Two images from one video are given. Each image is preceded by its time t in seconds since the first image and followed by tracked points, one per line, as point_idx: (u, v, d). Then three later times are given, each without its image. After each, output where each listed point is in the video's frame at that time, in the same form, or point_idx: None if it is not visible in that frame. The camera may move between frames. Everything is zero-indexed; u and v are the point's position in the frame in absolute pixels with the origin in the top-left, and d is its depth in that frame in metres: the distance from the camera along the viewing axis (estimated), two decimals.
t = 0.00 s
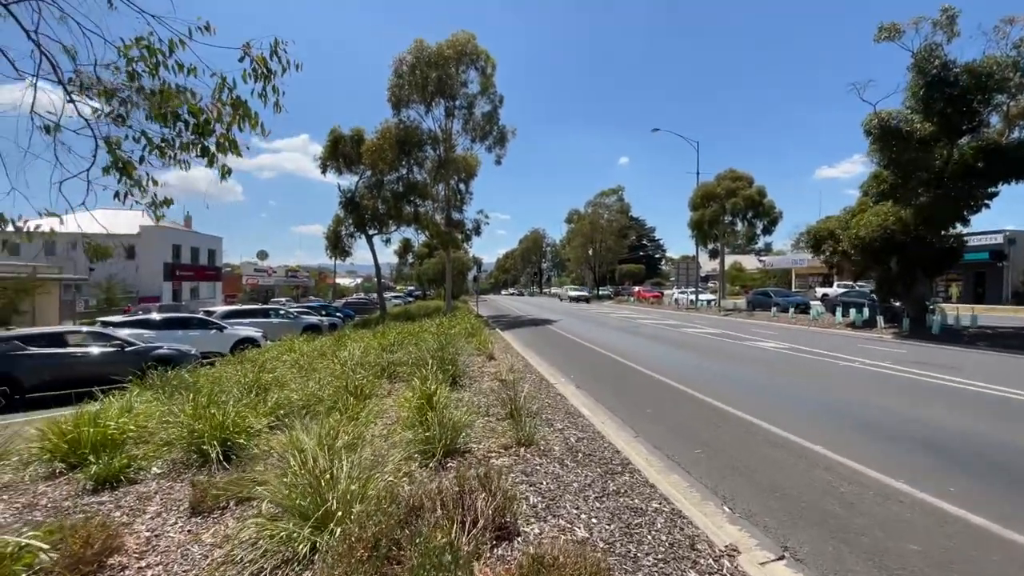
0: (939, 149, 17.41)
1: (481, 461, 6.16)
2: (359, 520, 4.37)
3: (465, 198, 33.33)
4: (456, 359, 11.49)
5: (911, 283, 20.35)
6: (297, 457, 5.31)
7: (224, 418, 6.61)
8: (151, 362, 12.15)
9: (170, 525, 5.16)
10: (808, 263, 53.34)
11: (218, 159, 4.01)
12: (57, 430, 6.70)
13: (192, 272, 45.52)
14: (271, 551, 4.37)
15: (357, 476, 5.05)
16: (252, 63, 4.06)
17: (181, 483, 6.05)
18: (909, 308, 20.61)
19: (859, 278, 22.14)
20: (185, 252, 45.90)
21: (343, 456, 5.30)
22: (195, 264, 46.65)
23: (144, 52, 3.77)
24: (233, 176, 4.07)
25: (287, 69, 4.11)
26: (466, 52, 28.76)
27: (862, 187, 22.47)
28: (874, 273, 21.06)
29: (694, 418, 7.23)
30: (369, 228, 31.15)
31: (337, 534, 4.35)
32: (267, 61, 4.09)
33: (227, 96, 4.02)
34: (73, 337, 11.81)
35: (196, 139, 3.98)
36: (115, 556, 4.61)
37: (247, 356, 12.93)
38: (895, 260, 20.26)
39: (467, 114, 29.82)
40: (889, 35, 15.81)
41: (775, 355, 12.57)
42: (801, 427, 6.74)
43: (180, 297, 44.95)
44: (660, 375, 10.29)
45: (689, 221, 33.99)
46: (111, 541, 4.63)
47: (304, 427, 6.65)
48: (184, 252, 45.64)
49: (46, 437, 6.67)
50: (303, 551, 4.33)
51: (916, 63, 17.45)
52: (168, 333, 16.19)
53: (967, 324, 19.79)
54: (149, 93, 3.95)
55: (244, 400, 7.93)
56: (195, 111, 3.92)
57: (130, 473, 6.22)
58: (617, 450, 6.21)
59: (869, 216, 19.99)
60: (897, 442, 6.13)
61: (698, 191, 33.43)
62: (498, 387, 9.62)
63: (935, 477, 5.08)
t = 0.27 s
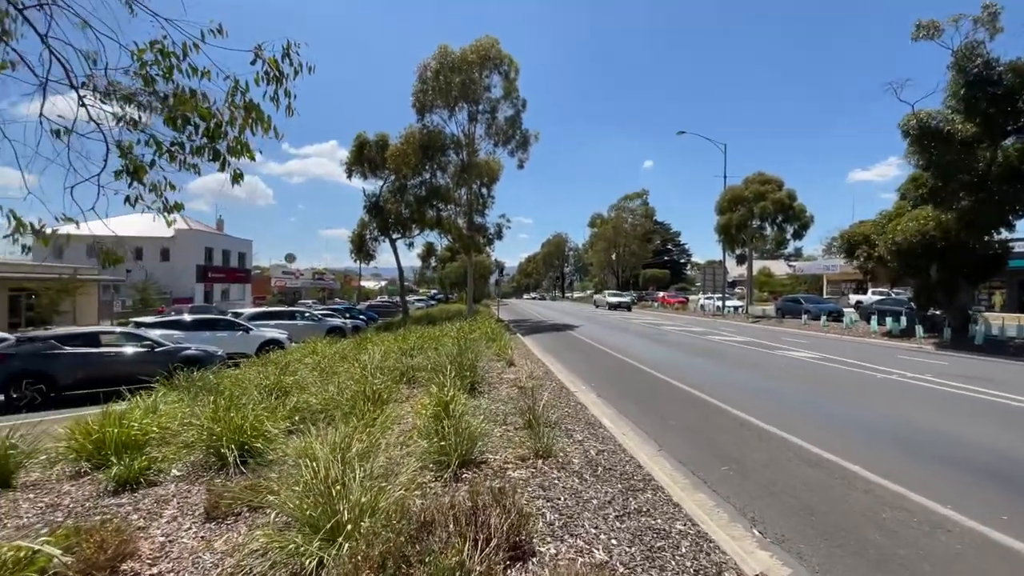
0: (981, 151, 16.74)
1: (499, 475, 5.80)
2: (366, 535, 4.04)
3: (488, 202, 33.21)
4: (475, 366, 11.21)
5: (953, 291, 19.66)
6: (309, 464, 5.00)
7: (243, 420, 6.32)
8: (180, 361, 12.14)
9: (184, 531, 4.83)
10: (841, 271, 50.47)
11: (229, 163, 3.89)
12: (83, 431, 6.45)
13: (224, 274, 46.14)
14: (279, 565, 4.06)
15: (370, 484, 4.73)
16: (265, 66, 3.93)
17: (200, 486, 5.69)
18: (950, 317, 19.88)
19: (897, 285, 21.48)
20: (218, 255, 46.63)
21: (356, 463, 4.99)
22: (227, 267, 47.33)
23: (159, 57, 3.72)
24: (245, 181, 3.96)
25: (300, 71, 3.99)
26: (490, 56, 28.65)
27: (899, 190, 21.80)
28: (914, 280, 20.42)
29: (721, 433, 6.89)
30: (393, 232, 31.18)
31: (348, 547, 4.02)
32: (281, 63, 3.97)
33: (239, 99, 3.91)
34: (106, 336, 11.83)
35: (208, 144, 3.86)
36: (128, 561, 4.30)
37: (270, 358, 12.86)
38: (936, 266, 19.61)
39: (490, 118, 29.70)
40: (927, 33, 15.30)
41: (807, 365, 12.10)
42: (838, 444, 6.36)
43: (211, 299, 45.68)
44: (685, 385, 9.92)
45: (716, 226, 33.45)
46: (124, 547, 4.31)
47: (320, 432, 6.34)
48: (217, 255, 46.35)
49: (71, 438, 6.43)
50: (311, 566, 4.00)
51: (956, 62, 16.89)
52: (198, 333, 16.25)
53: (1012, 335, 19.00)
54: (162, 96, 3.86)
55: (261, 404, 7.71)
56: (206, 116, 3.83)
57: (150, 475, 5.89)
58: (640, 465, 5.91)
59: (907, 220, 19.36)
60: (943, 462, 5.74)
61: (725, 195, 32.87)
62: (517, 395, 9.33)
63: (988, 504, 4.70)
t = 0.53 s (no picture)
0: (1013, 147, 16.25)
1: (514, 484, 5.64)
2: (378, 544, 3.91)
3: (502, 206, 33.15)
4: (489, 370, 11.09)
5: (984, 291, 19.19)
6: (320, 470, 4.89)
7: (259, 424, 6.23)
8: (200, 366, 12.09)
9: (199, 536, 4.71)
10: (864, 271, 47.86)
11: (239, 172, 3.84)
12: (105, 433, 6.34)
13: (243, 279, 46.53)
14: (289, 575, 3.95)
15: (381, 492, 4.60)
16: (275, 73, 3.90)
17: (216, 491, 5.57)
18: (981, 319, 19.36)
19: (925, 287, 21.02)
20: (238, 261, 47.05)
21: (367, 470, 4.87)
22: (247, 272, 47.77)
23: (171, 67, 3.69)
24: (255, 189, 3.92)
25: (309, 80, 3.92)
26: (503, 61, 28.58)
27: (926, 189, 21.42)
28: (942, 281, 19.97)
29: (737, 441, 6.72)
30: (407, 236, 31.20)
31: (359, 558, 3.89)
32: (288, 70, 3.91)
33: (249, 107, 3.86)
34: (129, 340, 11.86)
35: (218, 152, 3.82)
36: (143, 567, 4.20)
37: (287, 362, 12.82)
38: (965, 267, 19.16)
39: (503, 122, 29.64)
40: (952, 28, 14.99)
41: (827, 371, 11.83)
42: (865, 453, 6.15)
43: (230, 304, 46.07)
44: (704, 390, 9.72)
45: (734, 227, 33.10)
46: (139, 553, 4.22)
47: (333, 437, 6.24)
48: (237, 260, 46.78)
49: (94, 440, 6.32)
50: None
51: (984, 57, 16.50)
52: (217, 338, 16.32)
53: None
54: (174, 106, 3.83)
55: (276, 408, 7.64)
56: (216, 125, 3.78)
57: (168, 479, 5.79)
58: (656, 474, 5.76)
59: (934, 219, 18.92)
60: (976, 474, 5.50)
61: (743, 196, 32.51)
62: (531, 400, 9.19)
63: None
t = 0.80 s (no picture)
0: None
1: (534, 493, 5.55)
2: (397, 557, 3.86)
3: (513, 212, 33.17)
4: (505, 378, 11.01)
5: (1008, 285, 18.82)
6: (339, 481, 4.84)
7: (278, 435, 6.20)
8: (219, 379, 12.09)
9: (222, 548, 4.67)
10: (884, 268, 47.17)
11: (255, 190, 3.81)
12: (130, 446, 6.33)
13: (260, 291, 46.96)
14: None
15: (400, 502, 4.55)
16: (287, 90, 3.86)
17: (238, 503, 5.53)
18: (1005, 313, 18.99)
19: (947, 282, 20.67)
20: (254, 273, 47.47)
21: (385, 481, 4.82)
22: (263, 284, 48.20)
23: (186, 87, 3.67)
24: (271, 207, 3.88)
25: (323, 96, 3.88)
26: (511, 68, 28.62)
27: (944, 183, 21.10)
28: (964, 276, 19.63)
29: (760, 444, 6.60)
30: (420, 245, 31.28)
31: (380, 569, 3.84)
32: (302, 88, 3.88)
33: (264, 125, 3.82)
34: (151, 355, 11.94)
35: (234, 171, 3.78)
36: None
37: (304, 373, 12.83)
38: (987, 261, 18.82)
39: (512, 128, 29.67)
40: (966, 19, 14.78)
41: (849, 372, 11.61)
42: (893, 455, 6.01)
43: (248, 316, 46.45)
44: (723, 393, 9.59)
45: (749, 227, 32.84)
46: (165, 565, 4.16)
47: (351, 447, 6.20)
48: (253, 273, 47.20)
49: (119, 454, 6.31)
50: None
51: (1000, 47, 16.23)
52: (236, 350, 16.43)
53: None
54: (190, 126, 3.81)
55: (293, 419, 7.63)
56: (231, 144, 3.75)
57: (191, 492, 5.77)
58: (677, 481, 5.65)
59: (954, 213, 18.62)
60: (1009, 475, 5.33)
61: (757, 195, 32.24)
62: (547, 407, 9.10)
63: None
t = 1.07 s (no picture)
0: None
1: (548, 499, 5.48)
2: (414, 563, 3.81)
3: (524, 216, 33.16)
4: (518, 383, 10.94)
5: None
6: (354, 488, 4.81)
7: (294, 442, 6.18)
8: (237, 387, 12.13)
9: (241, 555, 4.66)
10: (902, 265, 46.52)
11: (268, 201, 3.80)
12: (150, 455, 6.35)
13: (275, 300, 47.31)
14: None
15: (415, 509, 4.51)
16: (298, 103, 3.86)
17: (256, 510, 5.52)
18: None
19: (967, 277, 20.37)
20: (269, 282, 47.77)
21: (400, 487, 4.78)
22: (278, 293, 48.56)
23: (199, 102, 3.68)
24: (284, 218, 3.87)
25: (334, 107, 3.88)
26: (519, 72, 28.64)
27: (962, 177, 20.78)
28: (985, 270, 19.34)
29: (779, 447, 6.50)
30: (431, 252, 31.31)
31: None
32: (313, 100, 3.87)
33: (276, 137, 3.81)
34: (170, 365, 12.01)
35: (247, 183, 3.78)
36: None
37: (320, 380, 12.86)
38: (1008, 255, 18.51)
39: (521, 133, 29.67)
40: (979, 10, 14.56)
41: (869, 371, 11.43)
42: (917, 456, 5.89)
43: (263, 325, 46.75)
44: (740, 395, 9.46)
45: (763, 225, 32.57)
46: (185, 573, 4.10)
47: (366, 454, 6.17)
48: (269, 282, 47.57)
49: (140, 463, 6.33)
50: None
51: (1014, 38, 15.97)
52: (252, 358, 16.51)
53: None
54: (204, 140, 3.81)
55: (309, 426, 7.62)
56: (244, 157, 3.75)
57: (210, 500, 5.76)
58: (694, 485, 5.56)
59: (972, 207, 18.33)
60: None
61: (770, 193, 31.98)
62: (561, 411, 9.02)
63: None
